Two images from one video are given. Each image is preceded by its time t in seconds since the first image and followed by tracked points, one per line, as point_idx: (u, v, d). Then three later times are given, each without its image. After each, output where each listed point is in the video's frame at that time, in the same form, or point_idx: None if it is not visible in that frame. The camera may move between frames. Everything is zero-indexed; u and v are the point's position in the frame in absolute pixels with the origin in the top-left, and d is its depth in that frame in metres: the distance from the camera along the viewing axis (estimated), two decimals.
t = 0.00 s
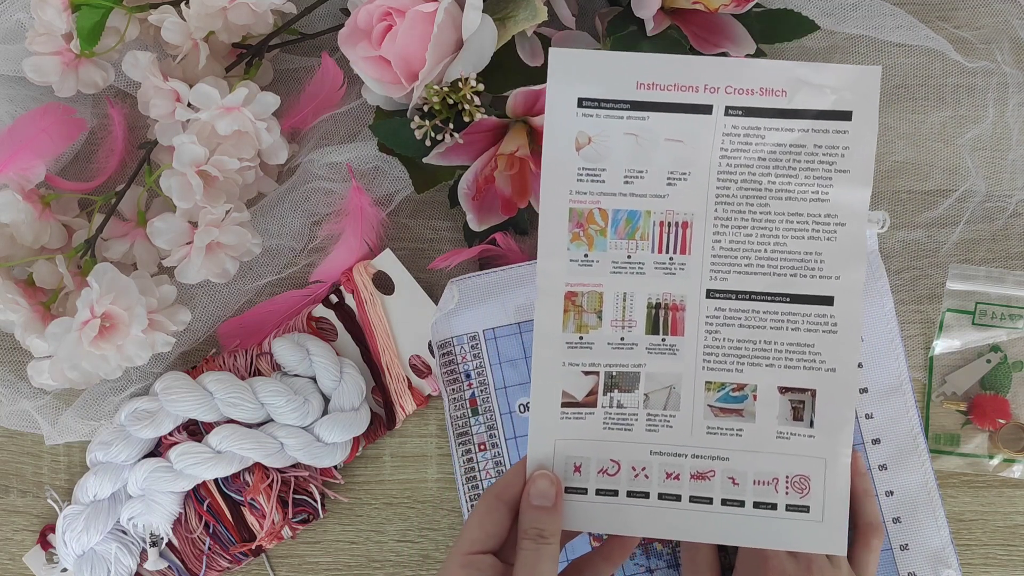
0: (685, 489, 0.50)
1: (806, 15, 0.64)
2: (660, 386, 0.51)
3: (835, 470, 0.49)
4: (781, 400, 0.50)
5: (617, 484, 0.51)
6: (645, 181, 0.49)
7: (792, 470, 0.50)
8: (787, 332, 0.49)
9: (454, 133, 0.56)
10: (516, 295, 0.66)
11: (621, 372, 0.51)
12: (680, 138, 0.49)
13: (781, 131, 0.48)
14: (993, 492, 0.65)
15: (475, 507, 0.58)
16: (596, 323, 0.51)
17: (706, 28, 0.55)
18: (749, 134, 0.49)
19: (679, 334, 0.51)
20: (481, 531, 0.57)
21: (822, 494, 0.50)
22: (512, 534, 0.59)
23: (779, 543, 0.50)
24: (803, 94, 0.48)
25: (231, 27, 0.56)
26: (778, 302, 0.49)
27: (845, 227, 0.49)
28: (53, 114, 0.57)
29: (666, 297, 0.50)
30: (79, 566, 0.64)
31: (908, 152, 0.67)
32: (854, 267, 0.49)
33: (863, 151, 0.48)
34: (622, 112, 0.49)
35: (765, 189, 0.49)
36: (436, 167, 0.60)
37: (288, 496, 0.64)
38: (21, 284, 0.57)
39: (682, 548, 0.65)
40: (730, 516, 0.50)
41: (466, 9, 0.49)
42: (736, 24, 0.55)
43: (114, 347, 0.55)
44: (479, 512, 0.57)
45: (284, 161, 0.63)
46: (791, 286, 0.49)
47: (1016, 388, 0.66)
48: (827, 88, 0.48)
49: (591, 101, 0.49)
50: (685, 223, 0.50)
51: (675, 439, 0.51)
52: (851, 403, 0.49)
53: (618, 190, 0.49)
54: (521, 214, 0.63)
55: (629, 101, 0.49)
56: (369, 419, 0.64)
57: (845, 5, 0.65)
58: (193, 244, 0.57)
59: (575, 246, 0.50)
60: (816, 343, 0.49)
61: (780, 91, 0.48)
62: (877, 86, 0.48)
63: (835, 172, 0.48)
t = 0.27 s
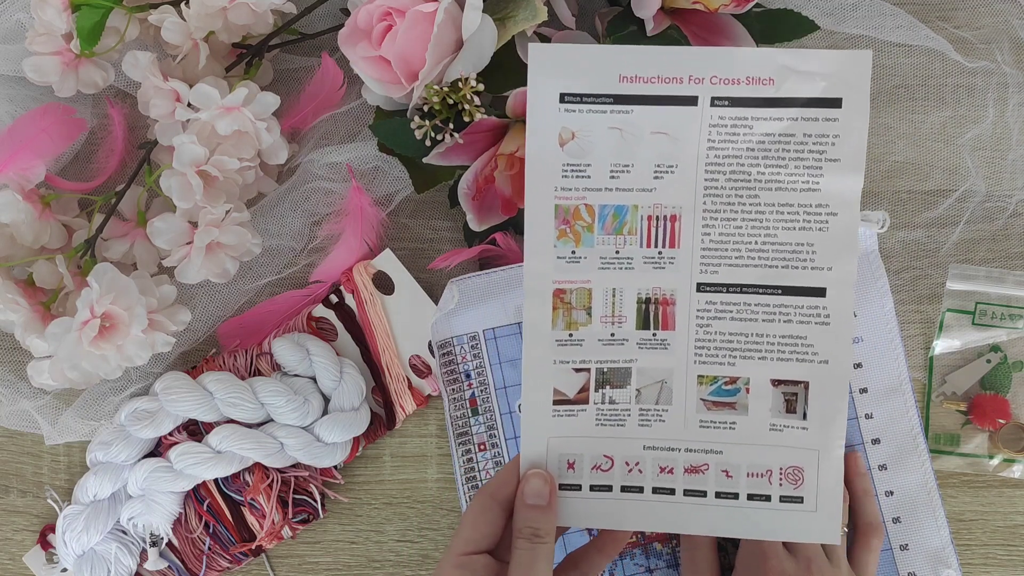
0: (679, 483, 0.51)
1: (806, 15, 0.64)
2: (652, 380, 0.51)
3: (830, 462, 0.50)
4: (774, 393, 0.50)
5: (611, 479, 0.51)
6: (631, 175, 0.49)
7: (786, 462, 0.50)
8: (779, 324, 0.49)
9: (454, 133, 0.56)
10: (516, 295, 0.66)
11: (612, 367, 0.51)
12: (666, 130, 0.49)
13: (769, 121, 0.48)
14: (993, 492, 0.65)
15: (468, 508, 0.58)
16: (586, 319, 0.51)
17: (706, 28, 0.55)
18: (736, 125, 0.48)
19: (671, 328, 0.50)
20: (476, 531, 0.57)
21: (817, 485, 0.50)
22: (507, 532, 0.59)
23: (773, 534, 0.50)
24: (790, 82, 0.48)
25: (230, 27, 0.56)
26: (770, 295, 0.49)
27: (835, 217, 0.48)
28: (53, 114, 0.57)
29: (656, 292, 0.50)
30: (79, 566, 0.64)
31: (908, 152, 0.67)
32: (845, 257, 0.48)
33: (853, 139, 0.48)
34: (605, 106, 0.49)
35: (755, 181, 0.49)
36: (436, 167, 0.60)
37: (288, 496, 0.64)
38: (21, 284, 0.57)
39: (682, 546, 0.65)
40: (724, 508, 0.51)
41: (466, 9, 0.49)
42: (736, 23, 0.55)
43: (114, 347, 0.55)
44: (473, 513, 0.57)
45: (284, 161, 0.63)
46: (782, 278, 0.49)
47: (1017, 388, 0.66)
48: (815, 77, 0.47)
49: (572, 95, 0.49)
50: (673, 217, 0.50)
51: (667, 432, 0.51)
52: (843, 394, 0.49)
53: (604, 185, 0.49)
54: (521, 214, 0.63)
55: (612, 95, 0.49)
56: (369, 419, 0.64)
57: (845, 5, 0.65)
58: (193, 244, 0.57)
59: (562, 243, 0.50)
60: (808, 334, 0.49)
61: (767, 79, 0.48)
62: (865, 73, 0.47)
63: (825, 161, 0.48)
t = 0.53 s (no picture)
0: (674, 481, 0.51)
1: (806, 15, 0.64)
2: (646, 380, 0.51)
3: (821, 457, 0.50)
4: (766, 390, 0.50)
5: (606, 479, 0.51)
6: (624, 177, 0.50)
7: (778, 458, 0.50)
8: (770, 323, 0.49)
9: (454, 133, 0.56)
10: (516, 295, 0.66)
11: (607, 368, 0.51)
12: (658, 132, 0.49)
13: (758, 123, 0.49)
14: (993, 492, 0.65)
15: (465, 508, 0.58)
16: (581, 320, 0.51)
17: (706, 28, 0.55)
18: (726, 127, 0.49)
19: (663, 328, 0.51)
20: (472, 532, 0.57)
21: (808, 481, 0.50)
22: (504, 532, 0.59)
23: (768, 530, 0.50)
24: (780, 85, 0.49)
25: (231, 27, 0.56)
26: (761, 293, 0.49)
27: (823, 216, 0.49)
28: (53, 114, 0.57)
29: (649, 292, 0.51)
30: (79, 566, 0.64)
31: (907, 152, 0.67)
32: (833, 255, 0.49)
33: (840, 140, 0.48)
34: (600, 109, 0.49)
35: (744, 181, 0.49)
36: (436, 167, 0.60)
37: (288, 496, 0.64)
38: (21, 284, 0.57)
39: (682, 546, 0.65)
40: (718, 506, 0.51)
41: (466, 9, 0.49)
42: (736, 24, 0.55)
43: (114, 347, 0.55)
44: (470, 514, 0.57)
45: (284, 161, 0.63)
46: (772, 277, 0.49)
47: (1016, 387, 0.66)
48: (803, 79, 0.48)
49: (567, 98, 0.49)
50: (666, 218, 0.50)
51: (661, 432, 0.51)
52: (834, 391, 0.50)
53: (597, 187, 0.50)
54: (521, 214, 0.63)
55: (606, 98, 0.49)
56: (369, 419, 0.64)
57: (845, 5, 0.65)
58: (193, 244, 0.57)
59: (557, 245, 0.50)
60: (798, 332, 0.49)
61: (756, 82, 0.49)
62: (852, 76, 0.48)
63: (812, 162, 0.49)
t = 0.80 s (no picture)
0: (674, 481, 0.51)
1: (806, 15, 0.64)
2: (644, 380, 0.51)
3: (822, 455, 0.50)
4: (765, 388, 0.50)
5: (607, 480, 0.51)
6: (619, 178, 0.50)
7: (778, 457, 0.51)
8: (767, 322, 0.50)
9: (454, 133, 0.56)
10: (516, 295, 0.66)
11: (605, 369, 0.51)
12: (651, 133, 0.49)
13: (751, 123, 0.49)
14: (993, 492, 0.65)
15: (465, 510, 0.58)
16: (578, 321, 0.51)
17: (706, 28, 0.55)
18: (720, 126, 0.49)
19: (661, 329, 0.51)
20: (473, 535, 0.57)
21: (809, 480, 0.50)
22: (505, 534, 0.59)
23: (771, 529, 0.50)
24: (771, 84, 0.49)
25: (231, 27, 0.56)
26: (758, 292, 0.49)
27: (819, 214, 0.49)
28: (53, 114, 0.57)
29: (646, 292, 0.51)
30: (79, 566, 0.64)
31: (907, 152, 0.67)
32: (829, 254, 0.49)
33: (834, 138, 0.49)
34: (593, 111, 0.49)
35: (740, 181, 0.49)
36: (436, 167, 0.60)
37: (288, 496, 0.64)
38: (21, 284, 0.57)
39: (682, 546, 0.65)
40: (720, 506, 0.51)
41: (466, 9, 0.49)
42: (736, 24, 0.55)
43: (114, 347, 0.55)
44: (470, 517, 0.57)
45: (284, 161, 0.63)
46: (770, 276, 0.49)
47: (1017, 387, 0.66)
48: (795, 78, 0.48)
49: (560, 101, 0.49)
50: (661, 218, 0.50)
51: (661, 432, 0.51)
52: (832, 389, 0.50)
53: (593, 188, 0.50)
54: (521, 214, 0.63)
55: (599, 99, 0.49)
56: (369, 419, 0.64)
57: (845, 5, 0.65)
58: (193, 245, 0.57)
59: (553, 246, 0.50)
60: (796, 331, 0.50)
61: (748, 82, 0.49)
62: (844, 74, 0.48)
63: (807, 160, 0.49)
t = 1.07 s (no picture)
0: (671, 479, 0.51)
1: (806, 15, 0.64)
2: (640, 378, 0.51)
3: (818, 451, 0.50)
4: (760, 385, 0.50)
5: (604, 478, 0.51)
6: (613, 176, 0.50)
7: (775, 453, 0.51)
8: (762, 318, 0.50)
9: (454, 133, 0.56)
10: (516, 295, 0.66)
11: (601, 367, 0.51)
12: (645, 131, 0.49)
13: (745, 120, 0.49)
14: (992, 492, 0.65)
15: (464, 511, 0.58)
16: (573, 319, 0.51)
17: (706, 28, 0.55)
18: (713, 124, 0.49)
19: (656, 326, 0.51)
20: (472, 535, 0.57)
21: (806, 476, 0.50)
22: (502, 534, 0.59)
23: (769, 525, 0.51)
24: (764, 81, 0.49)
25: (230, 27, 0.56)
26: (753, 289, 0.50)
27: (813, 210, 0.49)
28: (53, 114, 0.57)
29: (641, 291, 0.51)
30: (79, 566, 0.64)
31: (907, 152, 0.67)
32: (823, 250, 0.49)
33: (827, 134, 0.49)
34: (587, 109, 0.49)
35: (734, 178, 0.49)
36: (436, 167, 0.60)
37: (288, 496, 0.64)
38: (21, 284, 0.57)
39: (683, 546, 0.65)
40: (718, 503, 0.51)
41: (466, 9, 0.49)
42: (736, 24, 0.55)
43: (114, 347, 0.55)
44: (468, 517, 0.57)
45: (284, 161, 0.63)
46: (764, 272, 0.49)
47: (1016, 387, 0.66)
48: (788, 75, 0.48)
49: (554, 99, 0.49)
50: (656, 216, 0.50)
51: (658, 430, 0.51)
52: (827, 385, 0.50)
53: (587, 187, 0.50)
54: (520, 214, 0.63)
55: (592, 98, 0.49)
56: (369, 419, 0.64)
57: (845, 5, 0.65)
58: (193, 244, 0.57)
59: (548, 245, 0.50)
60: (790, 327, 0.50)
61: (741, 79, 0.49)
62: (836, 71, 0.48)
63: (800, 157, 0.49)
